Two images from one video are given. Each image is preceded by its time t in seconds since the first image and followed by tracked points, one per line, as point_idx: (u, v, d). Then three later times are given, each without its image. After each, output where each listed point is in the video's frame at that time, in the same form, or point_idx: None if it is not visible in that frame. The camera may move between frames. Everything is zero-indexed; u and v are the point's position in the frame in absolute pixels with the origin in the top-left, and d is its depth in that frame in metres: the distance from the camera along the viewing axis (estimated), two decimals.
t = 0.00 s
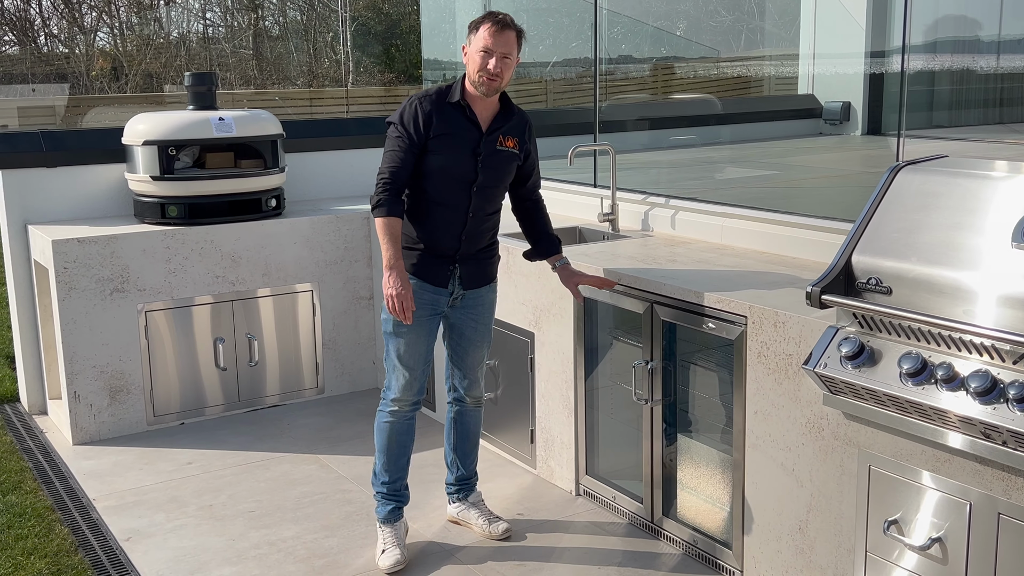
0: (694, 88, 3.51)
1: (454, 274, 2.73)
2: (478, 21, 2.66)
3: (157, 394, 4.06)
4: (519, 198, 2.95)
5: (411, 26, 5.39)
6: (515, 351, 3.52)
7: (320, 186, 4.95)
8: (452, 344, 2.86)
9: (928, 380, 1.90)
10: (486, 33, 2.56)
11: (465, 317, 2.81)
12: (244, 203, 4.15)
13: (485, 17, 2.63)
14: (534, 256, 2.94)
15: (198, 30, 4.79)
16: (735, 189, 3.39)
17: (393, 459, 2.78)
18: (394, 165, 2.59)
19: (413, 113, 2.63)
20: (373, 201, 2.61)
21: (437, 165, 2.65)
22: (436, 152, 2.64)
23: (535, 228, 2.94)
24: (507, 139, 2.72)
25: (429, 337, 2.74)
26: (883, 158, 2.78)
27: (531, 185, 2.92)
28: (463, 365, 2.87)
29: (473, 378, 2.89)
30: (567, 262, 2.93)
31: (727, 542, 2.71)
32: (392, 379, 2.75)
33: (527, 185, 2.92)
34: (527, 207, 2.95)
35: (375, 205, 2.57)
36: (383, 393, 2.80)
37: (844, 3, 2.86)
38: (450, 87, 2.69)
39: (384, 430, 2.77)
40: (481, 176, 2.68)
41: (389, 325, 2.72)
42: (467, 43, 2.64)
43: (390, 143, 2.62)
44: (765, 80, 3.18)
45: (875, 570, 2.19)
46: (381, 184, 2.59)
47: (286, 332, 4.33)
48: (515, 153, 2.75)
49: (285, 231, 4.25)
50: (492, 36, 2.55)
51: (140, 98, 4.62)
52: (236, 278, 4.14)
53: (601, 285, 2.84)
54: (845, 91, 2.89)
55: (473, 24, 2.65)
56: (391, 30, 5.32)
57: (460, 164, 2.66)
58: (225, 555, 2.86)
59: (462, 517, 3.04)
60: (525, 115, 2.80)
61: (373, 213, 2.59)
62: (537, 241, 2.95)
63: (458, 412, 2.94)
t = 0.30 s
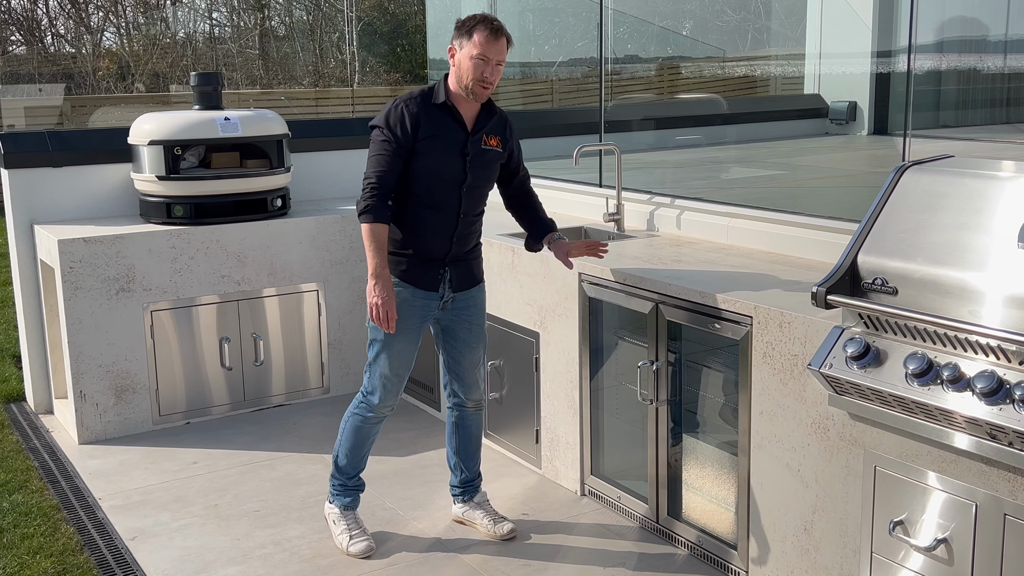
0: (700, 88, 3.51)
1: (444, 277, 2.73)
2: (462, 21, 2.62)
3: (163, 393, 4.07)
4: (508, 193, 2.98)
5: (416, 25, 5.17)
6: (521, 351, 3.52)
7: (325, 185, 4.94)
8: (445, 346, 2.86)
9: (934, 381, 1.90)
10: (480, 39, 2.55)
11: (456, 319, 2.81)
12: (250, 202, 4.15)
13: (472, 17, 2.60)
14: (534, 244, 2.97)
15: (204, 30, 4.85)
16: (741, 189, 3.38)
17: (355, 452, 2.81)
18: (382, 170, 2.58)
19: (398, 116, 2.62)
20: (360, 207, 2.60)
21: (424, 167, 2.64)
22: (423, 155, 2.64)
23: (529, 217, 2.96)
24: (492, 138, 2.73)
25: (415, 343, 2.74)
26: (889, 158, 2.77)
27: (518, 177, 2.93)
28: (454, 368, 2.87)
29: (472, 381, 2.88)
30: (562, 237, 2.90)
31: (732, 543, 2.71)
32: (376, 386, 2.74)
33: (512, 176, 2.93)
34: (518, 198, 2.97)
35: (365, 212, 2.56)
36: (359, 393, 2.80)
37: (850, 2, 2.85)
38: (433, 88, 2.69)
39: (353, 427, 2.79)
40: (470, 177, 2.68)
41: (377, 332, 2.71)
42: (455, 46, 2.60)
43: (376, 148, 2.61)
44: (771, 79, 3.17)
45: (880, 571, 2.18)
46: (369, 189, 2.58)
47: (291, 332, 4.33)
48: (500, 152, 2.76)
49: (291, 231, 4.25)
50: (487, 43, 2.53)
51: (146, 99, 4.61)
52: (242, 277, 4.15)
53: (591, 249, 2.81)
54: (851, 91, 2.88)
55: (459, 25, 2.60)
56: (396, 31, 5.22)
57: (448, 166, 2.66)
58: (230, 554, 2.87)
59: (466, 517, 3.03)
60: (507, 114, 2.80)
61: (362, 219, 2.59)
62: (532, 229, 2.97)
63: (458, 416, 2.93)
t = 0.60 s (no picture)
0: (707, 88, 3.50)
1: (406, 285, 2.72)
2: (421, 28, 2.57)
3: (169, 392, 4.08)
4: (461, 194, 2.97)
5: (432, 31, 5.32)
6: (527, 350, 3.51)
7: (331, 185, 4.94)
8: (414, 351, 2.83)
9: (941, 381, 1.89)
10: (453, 53, 2.57)
11: (424, 325, 2.78)
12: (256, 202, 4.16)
13: (433, 26, 2.57)
14: (495, 245, 2.96)
15: (211, 30, 4.80)
16: (747, 189, 3.37)
17: (343, 462, 2.82)
18: (339, 183, 2.54)
19: (350, 127, 2.58)
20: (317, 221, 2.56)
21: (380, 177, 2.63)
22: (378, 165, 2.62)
23: (486, 218, 2.96)
24: (442, 144, 2.72)
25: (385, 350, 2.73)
26: (895, 158, 2.77)
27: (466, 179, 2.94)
28: (432, 373, 2.83)
29: (452, 382, 2.85)
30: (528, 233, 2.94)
31: (738, 543, 2.70)
32: (349, 397, 2.73)
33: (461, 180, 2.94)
34: (469, 201, 2.97)
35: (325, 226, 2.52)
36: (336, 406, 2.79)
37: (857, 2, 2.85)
38: (381, 97, 2.66)
39: (335, 439, 2.79)
40: (425, 184, 2.69)
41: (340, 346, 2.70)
42: (421, 56, 2.57)
43: (330, 160, 2.56)
44: (778, 80, 3.16)
45: (886, 571, 2.18)
46: (328, 203, 2.54)
47: (297, 331, 4.33)
48: (450, 157, 2.76)
49: (296, 230, 4.26)
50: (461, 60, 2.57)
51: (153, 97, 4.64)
52: (248, 276, 4.16)
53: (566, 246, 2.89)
54: (858, 91, 2.87)
55: (422, 33, 2.56)
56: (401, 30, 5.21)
57: (403, 175, 2.65)
58: (237, 553, 2.87)
59: (471, 517, 3.03)
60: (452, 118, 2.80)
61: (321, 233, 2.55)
62: (490, 230, 2.96)
63: (446, 417, 2.91)
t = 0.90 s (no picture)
0: (714, 88, 3.50)
1: (394, 283, 2.73)
2: (399, 32, 2.56)
3: (176, 391, 4.09)
4: (428, 188, 2.97)
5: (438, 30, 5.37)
6: (534, 350, 3.51)
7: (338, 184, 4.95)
8: (396, 348, 2.85)
9: (950, 382, 1.89)
10: (433, 59, 2.58)
11: (408, 318, 2.81)
12: (264, 201, 4.17)
13: (411, 29, 2.57)
14: (456, 242, 2.97)
15: (217, 29, 4.80)
16: (755, 189, 3.37)
17: (347, 461, 2.82)
18: (324, 193, 2.51)
19: (330, 134, 2.54)
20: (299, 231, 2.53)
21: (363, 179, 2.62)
22: (361, 169, 2.61)
23: (448, 214, 2.97)
24: (415, 139, 2.73)
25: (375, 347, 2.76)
26: (904, 158, 2.76)
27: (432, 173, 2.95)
28: (412, 365, 2.85)
29: (434, 374, 2.88)
30: (491, 236, 2.96)
31: (746, 543, 2.70)
32: (345, 397, 2.74)
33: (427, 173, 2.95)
34: (436, 195, 2.97)
35: (310, 237, 2.50)
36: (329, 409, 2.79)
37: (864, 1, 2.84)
38: (356, 99, 2.62)
39: (334, 439, 2.79)
40: (406, 182, 2.70)
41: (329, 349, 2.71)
42: (400, 61, 2.57)
43: (312, 169, 2.52)
44: (785, 80, 3.16)
45: (894, 571, 2.18)
46: (313, 213, 2.51)
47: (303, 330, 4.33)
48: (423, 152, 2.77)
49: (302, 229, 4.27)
50: (440, 66, 2.59)
51: (159, 97, 4.64)
52: (255, 275, 4.17)
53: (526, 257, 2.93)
54: (865, 91, 2.87)
55: (400, 37, 2.55)
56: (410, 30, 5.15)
57: (385, 175, 2.65)
58: (244, 552, 2.88)
59: (435, 517, 3.01)
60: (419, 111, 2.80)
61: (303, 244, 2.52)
62: (452, 226, 2.97)
63: (423, 411, 2.90)
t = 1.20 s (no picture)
0: (720, 87, 3.50)
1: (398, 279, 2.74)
2: (395, 32, 2.58)
3: (182, 390, 4.10)
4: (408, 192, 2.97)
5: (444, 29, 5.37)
6: (541, 349, 3.52)
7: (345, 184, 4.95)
8: (395, 348, 2.85)
9: (958, 381, 1.89)
10: (430, 57, 2.63)
11: (409, 318, 2.82)
12: (272, 201, 4.18)
13: (406, 28, 2.60)
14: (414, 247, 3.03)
15: (223, 29, 4.81)
16: (762, 189, 3.36)
17: (352, 458, 2.83)
18: (326, 193, 2.52)
19: (328, 134, 2.53)
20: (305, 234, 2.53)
21: (364, 177, 2.62)
22: (361, 167, 2.61)
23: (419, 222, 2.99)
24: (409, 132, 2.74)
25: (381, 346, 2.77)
26: (911, 158, 2.76)
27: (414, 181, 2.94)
28: (407, 364, 2.86)
29: (428, 374, 2.89)
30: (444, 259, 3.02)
31: (752, 542, 2.70)
32: (351, 396, 2.75)
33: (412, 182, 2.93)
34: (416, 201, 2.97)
35: (317, 238, 2.51)
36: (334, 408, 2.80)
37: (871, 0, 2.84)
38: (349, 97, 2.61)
39: (340, 436, 2.79)
40: (405, 176, 2.71)
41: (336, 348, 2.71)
42: (400, 60, 2.58)
43: (313, 171, 2.52)
44: (791, 79, 3.15)
45: (901, 571, 2.17)
46: (317, 215, 2.51)
47: (310, 329, 4.34)
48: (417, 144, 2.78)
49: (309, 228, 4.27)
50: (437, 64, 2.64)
51: (166, 96, 4.64)
52: (262, 275, 4.18)
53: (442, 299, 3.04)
54: (872, 90, 2.86)
55: (399, 37, 2.57)
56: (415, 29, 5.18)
57: (384, 171, 2.65)
58: (251, 550, 2.89)
59: (439, 518, 3.01)
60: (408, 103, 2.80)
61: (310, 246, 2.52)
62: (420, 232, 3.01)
63: (418, 412, 2.90)
